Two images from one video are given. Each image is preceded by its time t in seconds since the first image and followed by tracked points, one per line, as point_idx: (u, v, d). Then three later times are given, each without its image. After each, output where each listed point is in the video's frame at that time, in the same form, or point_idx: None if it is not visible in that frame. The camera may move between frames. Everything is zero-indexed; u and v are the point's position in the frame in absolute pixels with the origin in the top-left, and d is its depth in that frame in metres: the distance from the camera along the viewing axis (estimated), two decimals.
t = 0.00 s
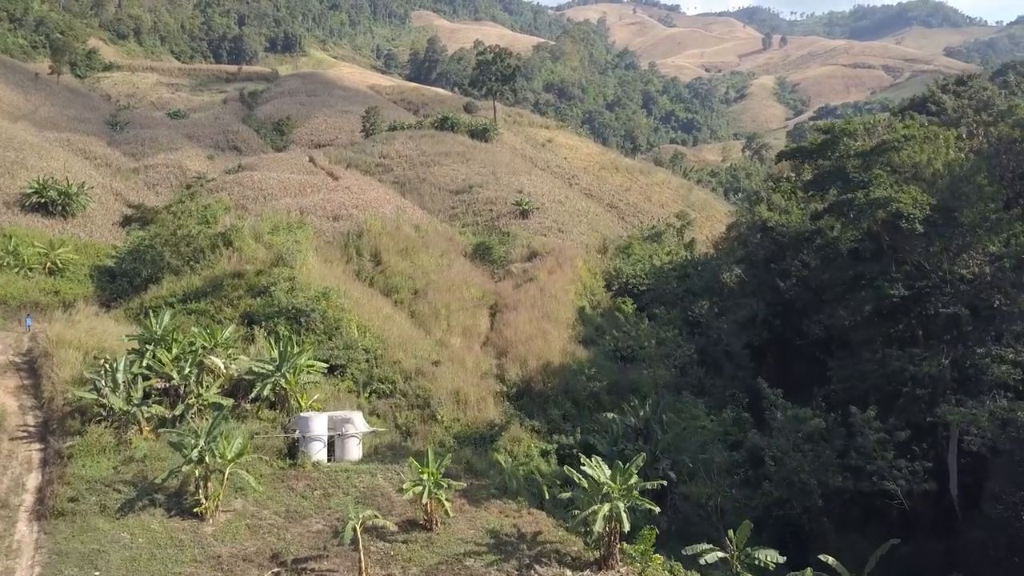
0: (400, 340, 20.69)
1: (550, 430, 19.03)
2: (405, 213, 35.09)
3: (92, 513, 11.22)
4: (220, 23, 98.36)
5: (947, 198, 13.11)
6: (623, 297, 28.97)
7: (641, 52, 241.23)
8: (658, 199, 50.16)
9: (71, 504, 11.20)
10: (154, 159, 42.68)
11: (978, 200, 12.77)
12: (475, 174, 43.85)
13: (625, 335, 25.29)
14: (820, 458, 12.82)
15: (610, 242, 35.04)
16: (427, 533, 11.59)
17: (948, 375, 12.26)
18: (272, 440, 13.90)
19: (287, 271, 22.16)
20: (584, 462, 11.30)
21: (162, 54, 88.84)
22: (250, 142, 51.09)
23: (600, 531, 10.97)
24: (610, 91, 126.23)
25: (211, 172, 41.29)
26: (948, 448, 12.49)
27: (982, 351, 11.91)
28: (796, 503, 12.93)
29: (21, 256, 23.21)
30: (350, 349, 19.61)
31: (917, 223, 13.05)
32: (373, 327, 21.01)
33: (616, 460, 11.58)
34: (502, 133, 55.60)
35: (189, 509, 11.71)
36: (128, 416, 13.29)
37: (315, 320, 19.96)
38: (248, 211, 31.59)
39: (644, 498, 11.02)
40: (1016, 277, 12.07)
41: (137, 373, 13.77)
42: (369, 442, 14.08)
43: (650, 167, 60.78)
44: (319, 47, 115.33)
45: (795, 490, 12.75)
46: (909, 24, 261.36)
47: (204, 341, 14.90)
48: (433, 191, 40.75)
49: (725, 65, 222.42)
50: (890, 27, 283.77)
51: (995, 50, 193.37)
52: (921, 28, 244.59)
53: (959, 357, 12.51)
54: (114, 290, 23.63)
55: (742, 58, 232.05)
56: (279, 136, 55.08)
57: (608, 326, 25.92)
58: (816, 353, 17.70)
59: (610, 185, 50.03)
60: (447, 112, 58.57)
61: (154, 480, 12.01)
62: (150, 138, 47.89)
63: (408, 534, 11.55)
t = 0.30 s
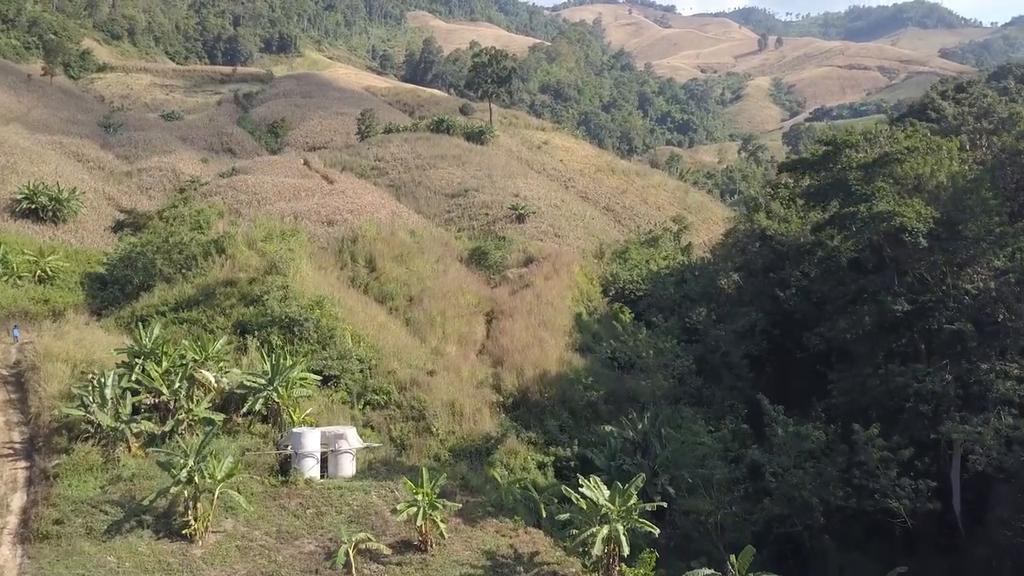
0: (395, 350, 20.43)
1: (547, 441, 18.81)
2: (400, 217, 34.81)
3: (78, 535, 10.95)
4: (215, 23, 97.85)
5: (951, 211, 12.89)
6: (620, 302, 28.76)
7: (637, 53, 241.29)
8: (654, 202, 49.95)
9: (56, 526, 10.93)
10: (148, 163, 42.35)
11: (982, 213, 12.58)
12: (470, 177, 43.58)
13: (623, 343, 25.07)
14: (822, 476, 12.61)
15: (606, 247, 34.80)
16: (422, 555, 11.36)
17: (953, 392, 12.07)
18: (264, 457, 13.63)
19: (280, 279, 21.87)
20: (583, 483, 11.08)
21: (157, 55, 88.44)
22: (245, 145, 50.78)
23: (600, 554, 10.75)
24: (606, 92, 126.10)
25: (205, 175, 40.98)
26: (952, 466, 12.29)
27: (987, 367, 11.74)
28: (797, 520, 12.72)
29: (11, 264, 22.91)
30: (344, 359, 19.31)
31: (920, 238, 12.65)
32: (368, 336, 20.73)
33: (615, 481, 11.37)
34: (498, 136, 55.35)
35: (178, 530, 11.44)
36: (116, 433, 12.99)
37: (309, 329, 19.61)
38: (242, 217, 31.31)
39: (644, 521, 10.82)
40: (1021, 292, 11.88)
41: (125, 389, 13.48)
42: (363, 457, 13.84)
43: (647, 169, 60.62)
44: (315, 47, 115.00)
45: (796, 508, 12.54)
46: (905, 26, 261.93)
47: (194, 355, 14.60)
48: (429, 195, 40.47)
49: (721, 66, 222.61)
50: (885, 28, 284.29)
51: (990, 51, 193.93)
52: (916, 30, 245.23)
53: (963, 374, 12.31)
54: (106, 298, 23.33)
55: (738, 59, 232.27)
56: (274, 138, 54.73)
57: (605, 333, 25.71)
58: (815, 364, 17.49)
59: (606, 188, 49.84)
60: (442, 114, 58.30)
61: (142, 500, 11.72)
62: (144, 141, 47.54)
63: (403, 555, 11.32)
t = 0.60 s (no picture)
0: (390, 360, 20.16)
1: (543, 453, 18.55)
2: (395, 222, 34.54)
3: (63, 559, 10.66)
4: (210, 24, 97.53)
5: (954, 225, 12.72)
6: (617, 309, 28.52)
7: (632, 54, 241.40)
8: (650, 205, 49.77)
9: (41, 550, 10.65)
10: (140, 166, 42.01)
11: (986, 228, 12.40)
12: (466, 180, 43.32)
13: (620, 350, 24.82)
14: (824, 494, 12.39)
15: (603, 251, 34.57)
16: None
17: (957, 409, 11.86)
18: (256, 474, 13.36)
19: (273, 287, 21.59)
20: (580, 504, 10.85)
21: (151, 56, 88.07)
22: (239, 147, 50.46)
23: None
24: (602, 93, 125.97)
25: (198, 179, 40.67)
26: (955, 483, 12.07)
27: (991, 384, 11.53)
28: (798, 538, 12.48)
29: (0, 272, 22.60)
30: (338, 370, 19.02)
31: (924, 252, 12.51)
32: (362, 346, 20.45)
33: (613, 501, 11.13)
34: (493, 138, 55.11)
35: (166, 553, 11.15)
36: (104, 452, 12.70)
37: (302, 338, 19.31)
38: (235, 222, 31.01)
39: (642, 542, 10.60)
40: None
41: (113, 406, 13.19)
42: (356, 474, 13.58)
43: (643, 172, 60.40)
44: (310, 48, 114.73)
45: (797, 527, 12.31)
46: (900, 27, 262.51)
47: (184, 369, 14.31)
48: (424, 199, 40.20)
49: (717, 67, 222.74)
50: (880, 29, 284.41)
51: (984, 53, 194.42)
52: (910, 32, 245.86)
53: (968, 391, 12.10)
54: (96, 306, 23.02)
55: (734, 60, 232.43)
56: (269, 141, 54.49)
57: (602, 341, 25.47)
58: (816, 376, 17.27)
59: (602, 191, 49.59)
60: (438, 117, 58.04)
61: (130, 521, 11.43)
62: (137, 144, 47.18)
63: None
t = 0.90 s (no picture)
0: (383, 371, 19.91)
1: (539, 465, 18.29)
2: (390, 228, 34.28)
3: None
4: (205, 25, 97.19)
5: (958, 240, 12.56)
6: (614, 315, 28.31)
7: (628, 55, 241.43)
8: (646, 209, 49.60)
9: None
10: (133, 169, 41.68)
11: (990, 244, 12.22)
12: (461, 184, 43.07)
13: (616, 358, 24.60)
14: (826, 513, 12.17)
15: (600, 257, 34.35)
16: None
17: (961, 427, 11.64)
18: (246, 492, 13.07)
19: (266, 296, 21.30)
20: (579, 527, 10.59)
21: (145, 58, 87.68)
22: (232, 152, 50.19)
23: None
24: (597, 95, 125.89)
25: (192, 183, 40.37)
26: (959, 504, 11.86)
27: (995, 402, 11.33)
28: (799, 557, 12.23)
29: None
30: (331, 381, 18.76)
31: (926, 268, 12.34)
32: (356, 356, 20.18)
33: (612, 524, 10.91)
34: (489, 141, 54.90)
35: None
36: (90, 471, 12.42)
37: (295, 349, 19.06)
38: (229, 228, 30.72)
39: (642, 568, 10.36)
40: None
41: (101, 423, 12.92)
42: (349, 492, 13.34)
43: (639, 175, 60.21)
44: (305, 49, 114.45)
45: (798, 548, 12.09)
46: (895, 30, 263.32)
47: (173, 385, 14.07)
48: (419, 203, 39.93)
49: (713, 69, 223.04)
50: (875, 31, 285.21)
51: (979, 55, 194.97)
52: (905, 34, 246.50)
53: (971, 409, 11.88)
54: (86, 314, 22.73)
55: (729, 62, 232.65)
56: (263, 144, 54.18)
57: (598, 348, 25.27)
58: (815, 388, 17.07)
59: (598, 195, 49.38)
60: (433, 120, 57.82)
61: (115, 545, 11.14)
62: (130, 147, 46.85)
63: None
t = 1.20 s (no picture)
0: (377, 382, 19.63)
1: (535, 478, 18.03)
2: (385, 234, 34.01)
3: None
4: (200, 27, 96.81)
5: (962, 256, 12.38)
6: (610, 323, 28.07)
7: (623, 57, 241.51)
8: (642, 212, 49.39)
9: None
10: (126, 173, 41.35)
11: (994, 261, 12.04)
12: (456, 189, 42.81)
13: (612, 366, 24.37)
14: (828, 533, 11.94)
15: (596, 262, 34.13)
16: None
17: (965, 446, 11.43)
18: (236, 512, 12.80)
19: (259, 306, 21.02)
20: (576, 550, 10.34)
21: (139, 59, 87.25)
22: (226, 155, 49.87)
23: None
24: (593, 97, 125.80)
25: (185, 187, 40.05)
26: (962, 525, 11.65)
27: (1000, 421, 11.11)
28: None
29: None
30: (324, 393, 18.47)
31: (930, 284, 12.15)
32: (349, 366, 19.90)
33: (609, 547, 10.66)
34: (485, 145, 54.69)
35: None
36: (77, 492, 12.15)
37: (288, 360, 18.79)
38: (222, 234, 30.42)
39: None
40: None
41: (89, 442, 12.65)
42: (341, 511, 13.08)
43: (636, 178, 60.03)
44: (300, 51, 114.16)
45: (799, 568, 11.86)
46: (889, 32, 264.20)
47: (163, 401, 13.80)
48: (414, 208, 39.65)
49: (708, 71, 223.21)
50: (870, 33, 285.96)
51: (974, 57, 195.68)
52: (900, 36, 247.20)
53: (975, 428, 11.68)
54: (76, 324, 22.41)
55: (724, 64, 232.91)
56: (258, 147, 53.88)
57: (595, 357, 25.05)
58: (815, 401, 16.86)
59: (594, 199, 49.16)
60: (429, 123, 57.59)
61: (101, 569, 10.87)
62: (122, 150, 46.49)
63: None
